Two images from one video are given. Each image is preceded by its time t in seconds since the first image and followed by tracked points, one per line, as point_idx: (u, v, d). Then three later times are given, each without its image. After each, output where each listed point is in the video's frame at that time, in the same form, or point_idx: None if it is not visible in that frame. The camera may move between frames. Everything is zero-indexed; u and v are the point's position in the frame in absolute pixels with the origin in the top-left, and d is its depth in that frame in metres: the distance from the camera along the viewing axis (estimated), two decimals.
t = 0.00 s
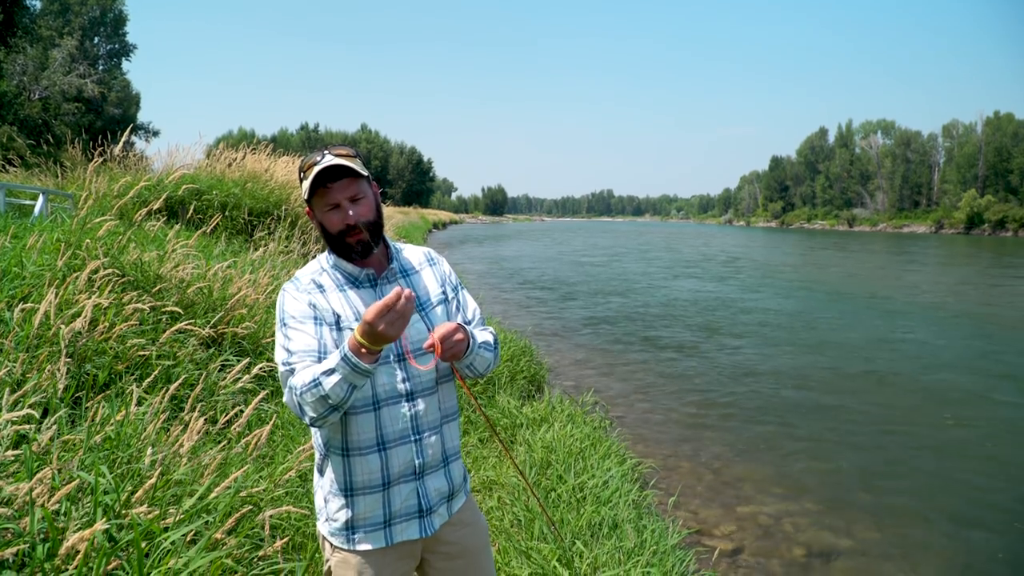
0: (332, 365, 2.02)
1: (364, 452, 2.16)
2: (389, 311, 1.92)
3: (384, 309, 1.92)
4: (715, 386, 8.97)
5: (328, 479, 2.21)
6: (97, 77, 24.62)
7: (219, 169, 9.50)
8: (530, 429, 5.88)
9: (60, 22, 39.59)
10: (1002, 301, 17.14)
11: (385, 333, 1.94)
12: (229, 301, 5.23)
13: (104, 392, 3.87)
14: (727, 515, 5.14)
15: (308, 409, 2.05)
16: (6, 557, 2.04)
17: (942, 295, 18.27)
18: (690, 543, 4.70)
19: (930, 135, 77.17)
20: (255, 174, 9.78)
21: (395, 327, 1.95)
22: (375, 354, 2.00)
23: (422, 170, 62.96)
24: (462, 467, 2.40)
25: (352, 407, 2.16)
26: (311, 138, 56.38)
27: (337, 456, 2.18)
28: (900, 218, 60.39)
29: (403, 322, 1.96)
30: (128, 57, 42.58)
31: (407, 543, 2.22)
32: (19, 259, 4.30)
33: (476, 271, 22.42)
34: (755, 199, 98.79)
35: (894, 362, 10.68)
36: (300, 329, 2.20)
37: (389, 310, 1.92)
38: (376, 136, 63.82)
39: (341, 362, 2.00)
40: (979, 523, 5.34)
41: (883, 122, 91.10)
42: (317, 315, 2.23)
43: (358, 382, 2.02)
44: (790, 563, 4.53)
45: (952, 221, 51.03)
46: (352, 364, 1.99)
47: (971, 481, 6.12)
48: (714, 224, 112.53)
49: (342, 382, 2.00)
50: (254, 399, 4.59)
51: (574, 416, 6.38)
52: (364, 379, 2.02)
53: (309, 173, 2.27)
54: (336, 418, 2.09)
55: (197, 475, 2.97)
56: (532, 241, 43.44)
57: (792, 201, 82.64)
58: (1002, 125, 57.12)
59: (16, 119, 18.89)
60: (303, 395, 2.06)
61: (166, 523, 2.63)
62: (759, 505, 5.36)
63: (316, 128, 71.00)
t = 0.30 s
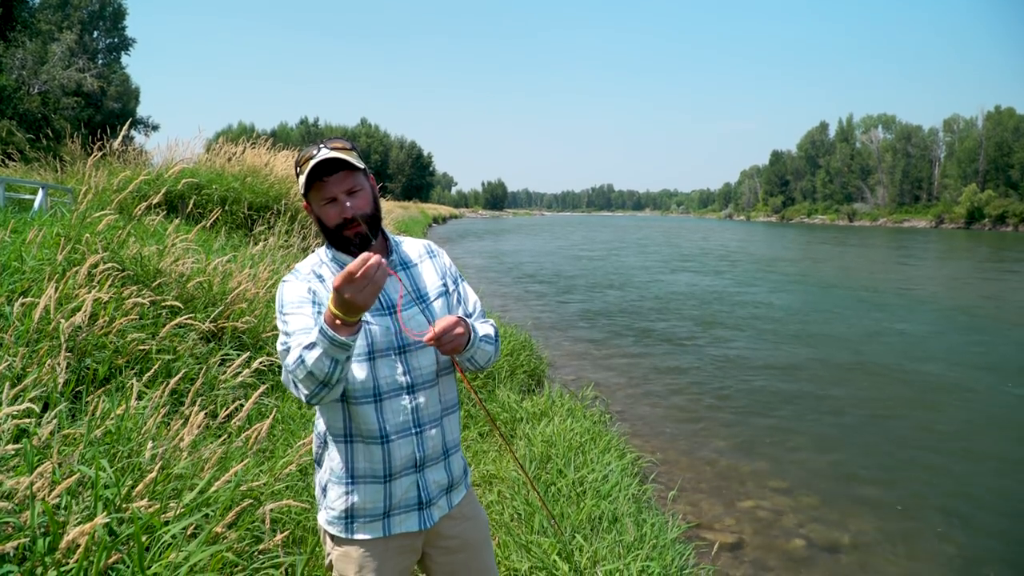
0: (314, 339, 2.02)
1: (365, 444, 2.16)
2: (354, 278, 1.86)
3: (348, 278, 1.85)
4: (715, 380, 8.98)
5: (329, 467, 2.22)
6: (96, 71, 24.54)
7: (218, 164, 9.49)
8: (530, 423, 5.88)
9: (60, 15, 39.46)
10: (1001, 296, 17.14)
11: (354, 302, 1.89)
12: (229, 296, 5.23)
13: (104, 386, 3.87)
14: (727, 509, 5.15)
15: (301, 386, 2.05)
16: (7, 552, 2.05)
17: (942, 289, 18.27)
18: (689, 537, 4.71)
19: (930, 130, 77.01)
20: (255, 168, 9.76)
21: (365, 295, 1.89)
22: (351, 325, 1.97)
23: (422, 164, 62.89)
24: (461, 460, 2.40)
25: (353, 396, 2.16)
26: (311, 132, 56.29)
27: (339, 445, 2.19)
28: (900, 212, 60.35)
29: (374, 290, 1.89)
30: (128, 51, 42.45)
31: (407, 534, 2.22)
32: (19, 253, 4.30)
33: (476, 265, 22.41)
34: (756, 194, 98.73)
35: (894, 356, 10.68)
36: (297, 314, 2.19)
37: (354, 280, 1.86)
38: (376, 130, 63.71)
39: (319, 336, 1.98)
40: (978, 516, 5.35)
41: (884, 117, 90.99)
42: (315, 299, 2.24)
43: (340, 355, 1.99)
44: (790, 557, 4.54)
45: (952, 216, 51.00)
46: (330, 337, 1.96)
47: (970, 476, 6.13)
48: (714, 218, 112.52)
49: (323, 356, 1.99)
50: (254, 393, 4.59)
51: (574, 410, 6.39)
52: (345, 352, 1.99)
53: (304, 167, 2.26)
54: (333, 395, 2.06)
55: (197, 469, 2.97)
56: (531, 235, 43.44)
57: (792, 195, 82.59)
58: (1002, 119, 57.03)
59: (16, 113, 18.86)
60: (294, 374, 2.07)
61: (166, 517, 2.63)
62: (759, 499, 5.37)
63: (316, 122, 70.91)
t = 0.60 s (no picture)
0: (313, 329, 2.01)
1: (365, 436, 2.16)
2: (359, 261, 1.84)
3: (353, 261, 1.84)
4: (715, 372, 8.99)
5: (328, 459, 2.22)
6: (95, 64, 24.45)
7: (218, 156, 9.46)
8: (530, 416, 5.89)
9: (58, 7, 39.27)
10: (1001, 288, 17.12)
11: (357, 286, 1.88)
12: (229, 288, 5.23)
13: (104, 379, 3.87)
14: (727, 501, 5.17)
15: (300, 375, 2.04)
16: (8, 544, 2.06)
17: (942, 282, 18.25)
18: (689, 528, 4.73)
19: (931, 123, 76.81)
20: (254, 161, 9.74)
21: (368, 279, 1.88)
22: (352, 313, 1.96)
23: (422, 157, 62.78)
24: (461, 453, 2.40)
25: (352, 388, 2.16)
26: (311, 125, 56.19)
27: (338, 436, 2.19)
28: (900, 205, 60.25)
29: (378, 275, 1.89)
30: (126, 43, 42.31)
31: (406, 526, 2.22)
32: (18, 246, 4.29)
33: (476, 258, 22.39)
34: (756, 187, 98.64)
35: (893, 348, 10.69)
36: (298, 304, 2.18)
37: (356, 267, 1.85)
38: (376, 123, 63.53)
39: (319, 325, 1.97)
40: (977, 508, 5.36)
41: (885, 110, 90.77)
42: (315, 290, 2.23)
43: (339, 345, 1.99)
44: (790, 549, 4.55)
45: (952, 209, 50.93)
46: (329, 326, 1.96)
47: (969, 467, 6.15)
48: (714, 211, 112.36)
49: (322, 345, 1.98)
50: (254, 386, 4.60)
51: (573, 403, 6.40)
52: (345, 342, 1.98)
53: (303, 159, 2.25)
54: (331, 384, 2.06)
55: (197, 461, 2.97)
56: (531, 228, 43.40)
57: (793, 188, 82.48)
58: (1004, 112, 56.89)
59: (15, 106, 18.79)
60: (293, 362, 2.06)
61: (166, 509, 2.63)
62: (758, 491, 5.39)
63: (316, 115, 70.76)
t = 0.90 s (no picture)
0: (312, 317, 2.01)
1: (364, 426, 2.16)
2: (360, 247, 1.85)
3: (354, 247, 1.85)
4: (715, 362, 8.99)
5: (328, 450, 2.22)
6: (95, 53, 24.32)
7: (218, 146, 9.43)
8: (530, 406, 5.89)
9: None
10: (1001, 279, 17.10)
11: (356, 274, 1.88)
12: (229, 278, 5.22)
13: (104, 369, 3.87)
14: (726, 492, 5.18)
15: (299, 363, 2.04)
16: (9, 533, 2.07)
17: (942, 272, 18.23)
18: (689, 518, 4.75)
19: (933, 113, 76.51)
20: (254, 151, 9.71)
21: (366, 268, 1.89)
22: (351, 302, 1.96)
23: (422, 147, 62.62)
24: (461, 443, 2.40)
25: (352, 379, 2.16)
26: (311, 115, 55.98)
27: (338, 427, 2.19)
28: (901, 196, 60.12)
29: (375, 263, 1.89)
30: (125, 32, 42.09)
31: (407, 516, 2.23)
32: (18, 236, 4.28)
33: (476, 248, 22.36)
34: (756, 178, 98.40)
35: (893, 338, 10.69)
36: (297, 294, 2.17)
37: (355, 254, 1.85)
38: (376, 113, 63.29)
39: (318, 314, 1.97)
40: (975, 499, 5.38)
41: (886, 100, 90.39)
42: (314, 280, 2.23)
43: (338, 333, 1.99)
44: (789, 539, 4.57)
45: (952, 200, 50.82)
46: (328, 314, 1.95)
47: (968, 458, 6.15)
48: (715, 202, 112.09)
49: (322, 333, 1.98)
50: (254, 376, 4.60)
51: (574, 393, 6.40)
52: (344, 331, 1.98)
53: (302, 148, 2.24)
54: (329, 373, 2.06)
55: (197, 451, 2.97)
56: (531, 219, 43.34)
57: (793, 179, 82.27)
58: (1005, 102, 56.68)
59: (14, 96, 18.72)
60: (291, 350, 2.06)
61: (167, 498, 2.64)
62: (758, 481, 5.40)
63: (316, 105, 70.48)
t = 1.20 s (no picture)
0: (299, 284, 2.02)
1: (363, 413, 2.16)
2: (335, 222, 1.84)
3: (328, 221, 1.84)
4: (714, 353, 8.99)
5: (326, 435, 2.22)
6: (95, 42, 24.21)
7: (217, 136, 9.40)
8: (530, 396, 5.90)
9: None
10: (1000, 270, 17.09)
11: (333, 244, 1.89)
12: (229, 269, 5.21)
13: (105, 358, 3.87)
14: (726, 481, 5.19)
15: (289, 332, 2.06)
16: (9, 523, 2.08)
17: (941, 262, 18.21)
18: (689, 508, 4.76)
19: (935, 103, 76.09)
20: (254, 140, 9.67)
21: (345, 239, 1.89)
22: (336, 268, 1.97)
23: (422, 137, 62.40)
24: (460, 432, 2.40)
25: (351, 364, 2.17)
26: (311, 104, 55.76)
27: (337, 411, 2.19)
28: (901, 186, 59.95)
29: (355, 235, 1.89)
30: (124, 21, 41.81)
31: (405, 503, 2.23)
32: (17, 226, 4.27)
33: (476, 238, 22.34)
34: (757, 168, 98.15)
35: (892, 329, 10.70)
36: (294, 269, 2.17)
37: (334, 225, 1.85)
38: (375, 103, 62.98)
39: (304, 280, 1.98)
40: (974, 489, 5.39)
41: (887, 90, 89.99)
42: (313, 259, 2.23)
43: (323, 300, 1.99)
44: (788, 529, 4.58)
45: (953, 190, 50.70)
46: (313, 280, 1.96)
47: (967, 449, 6.16)
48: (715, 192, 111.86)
49: (307, 300, 1.99)
50: (254, 366, 4.60)
51: (573, 383, 6.41)
52: (329, 299, 1.99)
53: (300, 136, 2.23)
54: (318, 342, 2.06)
55: (198, 441, 2.97)
56: (532, 210, 43.25)
57: (794, 169, 82.03)
58: (1007, 92, 56.42)
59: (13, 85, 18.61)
60: (284, 320, 2.09)
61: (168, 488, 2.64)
62: (757, 470, 5.41)
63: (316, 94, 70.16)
